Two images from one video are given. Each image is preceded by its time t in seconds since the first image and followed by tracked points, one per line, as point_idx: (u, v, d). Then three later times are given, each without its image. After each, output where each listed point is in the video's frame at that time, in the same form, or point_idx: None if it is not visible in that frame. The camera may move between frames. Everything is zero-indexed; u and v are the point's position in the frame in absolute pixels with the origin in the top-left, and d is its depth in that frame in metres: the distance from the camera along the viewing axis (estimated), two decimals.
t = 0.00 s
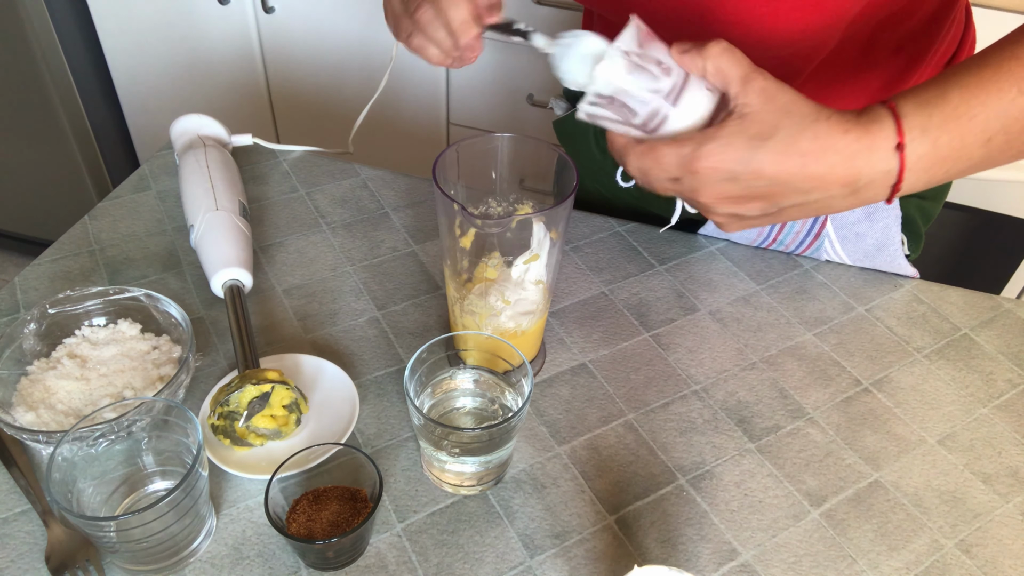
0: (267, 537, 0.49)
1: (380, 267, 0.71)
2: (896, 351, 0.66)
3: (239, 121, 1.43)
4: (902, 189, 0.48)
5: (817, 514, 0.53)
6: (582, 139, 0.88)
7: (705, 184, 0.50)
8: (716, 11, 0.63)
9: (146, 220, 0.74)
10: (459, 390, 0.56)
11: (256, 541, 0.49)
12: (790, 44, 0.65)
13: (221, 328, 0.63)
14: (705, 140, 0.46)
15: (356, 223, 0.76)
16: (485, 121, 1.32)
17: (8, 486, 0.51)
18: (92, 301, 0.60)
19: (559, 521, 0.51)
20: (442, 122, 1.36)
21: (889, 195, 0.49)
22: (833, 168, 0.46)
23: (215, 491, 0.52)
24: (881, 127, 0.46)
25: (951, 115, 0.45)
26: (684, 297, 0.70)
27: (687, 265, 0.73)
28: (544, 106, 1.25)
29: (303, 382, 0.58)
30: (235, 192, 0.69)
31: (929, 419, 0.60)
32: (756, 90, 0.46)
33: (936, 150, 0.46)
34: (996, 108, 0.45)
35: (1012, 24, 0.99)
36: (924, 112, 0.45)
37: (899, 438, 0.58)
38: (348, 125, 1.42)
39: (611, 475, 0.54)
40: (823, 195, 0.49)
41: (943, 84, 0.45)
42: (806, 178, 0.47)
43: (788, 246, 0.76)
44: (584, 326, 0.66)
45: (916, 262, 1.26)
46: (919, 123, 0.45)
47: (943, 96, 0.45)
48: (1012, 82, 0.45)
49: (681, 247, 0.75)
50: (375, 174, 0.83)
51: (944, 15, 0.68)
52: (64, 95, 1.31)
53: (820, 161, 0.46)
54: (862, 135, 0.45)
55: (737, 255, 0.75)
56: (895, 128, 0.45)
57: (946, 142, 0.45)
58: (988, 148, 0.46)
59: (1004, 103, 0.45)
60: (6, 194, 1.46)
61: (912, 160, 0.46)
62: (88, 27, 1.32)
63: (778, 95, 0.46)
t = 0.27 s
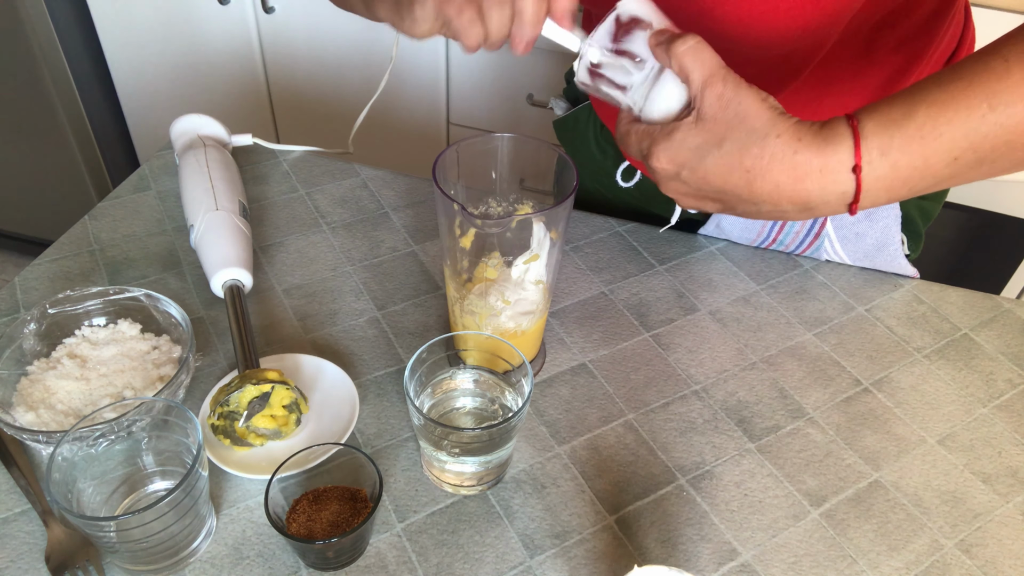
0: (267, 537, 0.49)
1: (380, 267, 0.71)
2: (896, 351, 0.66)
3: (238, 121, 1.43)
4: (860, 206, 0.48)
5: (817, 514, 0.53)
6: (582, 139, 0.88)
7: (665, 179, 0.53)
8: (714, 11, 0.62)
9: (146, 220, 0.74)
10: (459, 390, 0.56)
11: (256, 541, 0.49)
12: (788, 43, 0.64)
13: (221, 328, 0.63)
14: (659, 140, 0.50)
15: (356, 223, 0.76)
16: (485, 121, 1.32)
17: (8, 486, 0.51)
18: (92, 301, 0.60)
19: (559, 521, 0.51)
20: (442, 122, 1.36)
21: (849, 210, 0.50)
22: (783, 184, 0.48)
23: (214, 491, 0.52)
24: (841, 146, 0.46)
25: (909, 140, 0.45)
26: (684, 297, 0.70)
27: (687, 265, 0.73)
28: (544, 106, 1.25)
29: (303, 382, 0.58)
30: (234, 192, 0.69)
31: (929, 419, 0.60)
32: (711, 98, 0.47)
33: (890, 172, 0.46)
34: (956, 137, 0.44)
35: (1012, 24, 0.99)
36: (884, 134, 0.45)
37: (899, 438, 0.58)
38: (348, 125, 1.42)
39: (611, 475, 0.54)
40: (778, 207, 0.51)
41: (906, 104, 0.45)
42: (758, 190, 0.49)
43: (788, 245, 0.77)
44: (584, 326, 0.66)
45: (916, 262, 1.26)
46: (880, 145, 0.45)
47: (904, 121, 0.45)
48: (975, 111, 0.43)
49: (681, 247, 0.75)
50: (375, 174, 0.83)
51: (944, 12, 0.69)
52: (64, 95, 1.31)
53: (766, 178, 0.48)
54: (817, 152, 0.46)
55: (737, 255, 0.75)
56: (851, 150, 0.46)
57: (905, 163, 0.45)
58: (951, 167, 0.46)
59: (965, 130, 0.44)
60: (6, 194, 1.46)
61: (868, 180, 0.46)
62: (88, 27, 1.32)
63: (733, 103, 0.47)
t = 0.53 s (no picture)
0: (267, 537, 0.49)
1: (380, 267, 0.71)
2: (896, 351, 0.66)
3: (239, 121, 1.43)
4: (912, 215, 0.47)
5: (817, 514, 0.53)
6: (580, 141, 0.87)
7: (699, 202, 0.51)
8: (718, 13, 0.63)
9: (146, 220, 0.74)
10: (459, 390, 0.56)
11: (256, 540, 0.49)
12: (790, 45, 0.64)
13: (221, 328, 0.63)
14: (691, 159, 0.47)
15: (356, 223, 0.76)
16: (485, 121, 1.32)
17: (8, 486, 0.51)
18: (92, 301, 0.60)
19: (559, 521, 0.51)
20: (442, 122, 1.36)
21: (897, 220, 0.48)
22: (833, 194, 0.46)
23: (215, 491, 0.52)
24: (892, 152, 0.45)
25: (960, 143, 0.44)
26: (684, 297, 0.70)
27: (687, 265, 0.73)
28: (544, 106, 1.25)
29: (303, 382, 0.58)
30: (235, 192, 0.69)
31: (929, 419, 0.60)
32: (747, 110, 0.45)
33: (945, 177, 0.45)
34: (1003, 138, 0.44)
35: (1011, 24, 0.99)
36: (934, 137, 0.44)
37: (899, 438, 0.58)
38: (348, 125, 1.42)
39: (611, 475, 0.54)
40: (823, 223, 0.49)
41: (952, 106, 0.45)
42: (805, 205, 0.47)
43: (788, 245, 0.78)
44: (584, 326, 0.66)
45: (916, 262, 1.26)
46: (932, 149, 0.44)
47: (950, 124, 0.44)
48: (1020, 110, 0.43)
49: (681, 247, 0.75)
50: (375, 174, 0.83)
51: (943, 14, 0.69)
52: (64, 95, 1.31)
53: (816, 187, 0.45)
54: (869, 160, 0.45)
55: (737, 255, 0.75)
56: (905, 154, 0.44)
57: (960, 165, 0.44)
58: (1002, 168, 0.45)
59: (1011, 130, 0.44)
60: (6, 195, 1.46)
61: (923, 185, 0.45)
62: (88, 27, 1.32)
63: (772, 115, 0.45)
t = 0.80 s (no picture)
0: (267, 537, 0.49)
1: (380, 267, 0.71)
2: (896, 351, 0.66)
3: (239, 121, 1.43)
4: (915, 204, 0.47)
5: (817, 514, 0.53)
6: (580, 141, 0.87)
7: (703, 199, 0.51)
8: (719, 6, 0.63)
9: (146, 220, 0.74)
10: (459, 390, 0.56)
11: (256, 540, 0.49)
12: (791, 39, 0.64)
13: (221, 328, 0.63)
14: (690, 157, 0.48)
15: (356, 223, 0.76)
16: (485, 121, 1.32)
17: (8, 486, 0.51)
18: (92, 301, 0.60)
19: (559, 521, 0.51)
20: (442, 122, 1.36)
21: (903, 210, 0.48)
22: (835, 186, 0.46)
23: (215, 491, 0.52)
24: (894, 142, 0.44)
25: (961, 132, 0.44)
26: (684, 297, 0.70)
27: (687, 265, 0.73)
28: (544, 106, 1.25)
29: (303, 382, 0.58)
30: (235, 192, 0.69)
31: (929, 419, 0.60)
32: (743, 105, 0.45)
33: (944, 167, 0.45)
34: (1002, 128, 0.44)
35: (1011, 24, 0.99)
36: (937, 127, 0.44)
37: (899, 438, 0.58)
38: (348, 125, 1.42)
39: (611, 475, 0.54)
40: (828, 215, 0.49)
41: (954, 95, 0.45)
42: (808, 198, 0.47)
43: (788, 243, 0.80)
44: (584, 326, 0.66)
45: (916, 262, 1.26)
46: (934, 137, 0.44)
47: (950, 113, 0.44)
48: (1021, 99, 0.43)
49: (681, 247, 0.75)
50: (375, 174, 0.83)
51: (942, 9, 0.69)
52: (64, 95, 1.31)
53: (817, 180, 0.45)
54: (871, 150, 0.44)
55: (737, 254, 0.75)
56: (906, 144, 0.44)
57: (962, 156, 0.44)
58: (1008, 157, 0.45)
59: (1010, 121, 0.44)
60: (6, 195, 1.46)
61: (925, 174, 0.45)
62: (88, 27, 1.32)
63: (768, 108, 0.45)
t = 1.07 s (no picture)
0: (267, 537, 0.49)
1: (380, 267, 0.71)
2: (896, 351, 0.66)
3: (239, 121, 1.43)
4: (994, 184, 0.46)
5: (817, 514, 0.53)
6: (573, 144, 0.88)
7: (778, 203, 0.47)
8: None
9: (146, 220, 0.74)
10: (459, 390, 0.56)
11: (256, 540, 0.49)
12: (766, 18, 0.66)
13: (221, 328, 0.63)
14: (775, 162, 0.45)
15: (356, 222, 0.76)
16: (485, 121, 1.32)
17: (8, 486, 0.51)
18: (92, 301, 0.60)
19: (559, 521, 0.51)
20: (442, 122, 1.36)
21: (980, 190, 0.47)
22: (923, 171, 0.44)
23: (215, 491, 0.52)
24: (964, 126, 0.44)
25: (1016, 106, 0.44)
26: (684, 297, 0.70)
27: (687, 265, 0.73)
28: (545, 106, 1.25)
29: (303, 382, 0.58)
30: (235, 192, 0.69)
31: (929, 419, 0.60)
32: (821, 108, 0.44)
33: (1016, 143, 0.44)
34: None
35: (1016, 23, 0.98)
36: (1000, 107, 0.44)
37: (899, 438, 0.58)
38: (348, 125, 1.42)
39: (611, 475, 0.54)
40: (913, 202, 0.47)
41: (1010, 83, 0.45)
42: (895, 185, 0.45)
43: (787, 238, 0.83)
44: (584, 326, 0.66)
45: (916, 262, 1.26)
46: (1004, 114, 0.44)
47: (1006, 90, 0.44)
48: None
49: (681, 247, 0.75)
50: (375, 174, 0.83)
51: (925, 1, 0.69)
52: (64, 95, 1.31)
53: (907, 165, 0.43)
54: (948, 135, 0.44)
55: (737, 255, 0.75)
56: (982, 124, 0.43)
57: None
58: None
59: None
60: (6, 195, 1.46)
61: (1005, 151, 0.44)
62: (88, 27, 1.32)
63: (843, 109, 0.44)
